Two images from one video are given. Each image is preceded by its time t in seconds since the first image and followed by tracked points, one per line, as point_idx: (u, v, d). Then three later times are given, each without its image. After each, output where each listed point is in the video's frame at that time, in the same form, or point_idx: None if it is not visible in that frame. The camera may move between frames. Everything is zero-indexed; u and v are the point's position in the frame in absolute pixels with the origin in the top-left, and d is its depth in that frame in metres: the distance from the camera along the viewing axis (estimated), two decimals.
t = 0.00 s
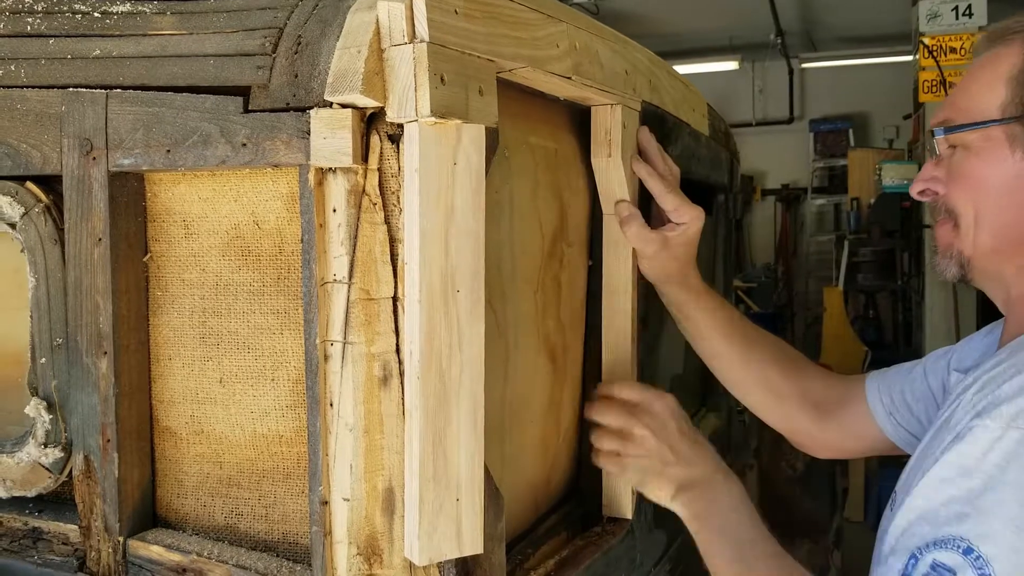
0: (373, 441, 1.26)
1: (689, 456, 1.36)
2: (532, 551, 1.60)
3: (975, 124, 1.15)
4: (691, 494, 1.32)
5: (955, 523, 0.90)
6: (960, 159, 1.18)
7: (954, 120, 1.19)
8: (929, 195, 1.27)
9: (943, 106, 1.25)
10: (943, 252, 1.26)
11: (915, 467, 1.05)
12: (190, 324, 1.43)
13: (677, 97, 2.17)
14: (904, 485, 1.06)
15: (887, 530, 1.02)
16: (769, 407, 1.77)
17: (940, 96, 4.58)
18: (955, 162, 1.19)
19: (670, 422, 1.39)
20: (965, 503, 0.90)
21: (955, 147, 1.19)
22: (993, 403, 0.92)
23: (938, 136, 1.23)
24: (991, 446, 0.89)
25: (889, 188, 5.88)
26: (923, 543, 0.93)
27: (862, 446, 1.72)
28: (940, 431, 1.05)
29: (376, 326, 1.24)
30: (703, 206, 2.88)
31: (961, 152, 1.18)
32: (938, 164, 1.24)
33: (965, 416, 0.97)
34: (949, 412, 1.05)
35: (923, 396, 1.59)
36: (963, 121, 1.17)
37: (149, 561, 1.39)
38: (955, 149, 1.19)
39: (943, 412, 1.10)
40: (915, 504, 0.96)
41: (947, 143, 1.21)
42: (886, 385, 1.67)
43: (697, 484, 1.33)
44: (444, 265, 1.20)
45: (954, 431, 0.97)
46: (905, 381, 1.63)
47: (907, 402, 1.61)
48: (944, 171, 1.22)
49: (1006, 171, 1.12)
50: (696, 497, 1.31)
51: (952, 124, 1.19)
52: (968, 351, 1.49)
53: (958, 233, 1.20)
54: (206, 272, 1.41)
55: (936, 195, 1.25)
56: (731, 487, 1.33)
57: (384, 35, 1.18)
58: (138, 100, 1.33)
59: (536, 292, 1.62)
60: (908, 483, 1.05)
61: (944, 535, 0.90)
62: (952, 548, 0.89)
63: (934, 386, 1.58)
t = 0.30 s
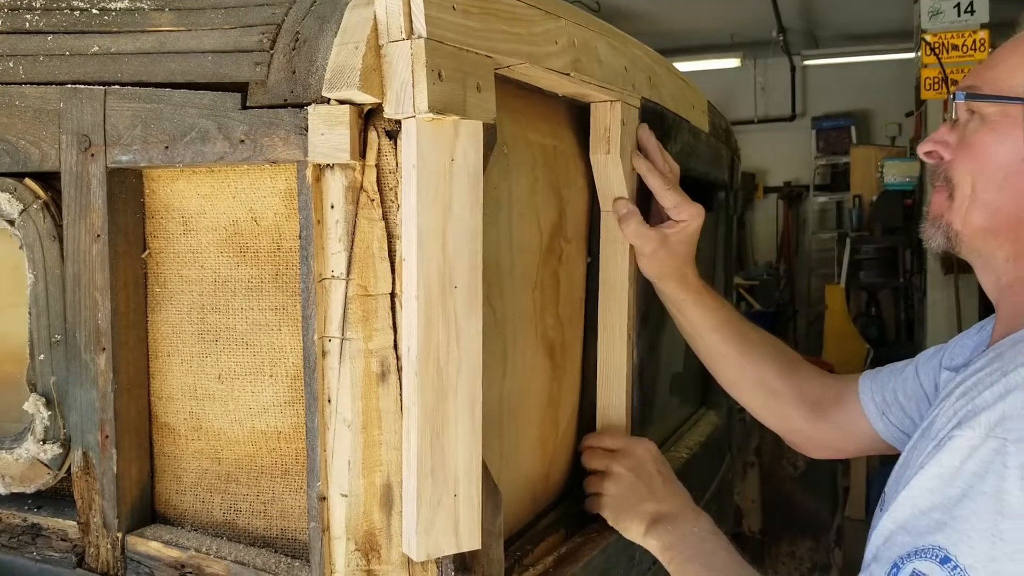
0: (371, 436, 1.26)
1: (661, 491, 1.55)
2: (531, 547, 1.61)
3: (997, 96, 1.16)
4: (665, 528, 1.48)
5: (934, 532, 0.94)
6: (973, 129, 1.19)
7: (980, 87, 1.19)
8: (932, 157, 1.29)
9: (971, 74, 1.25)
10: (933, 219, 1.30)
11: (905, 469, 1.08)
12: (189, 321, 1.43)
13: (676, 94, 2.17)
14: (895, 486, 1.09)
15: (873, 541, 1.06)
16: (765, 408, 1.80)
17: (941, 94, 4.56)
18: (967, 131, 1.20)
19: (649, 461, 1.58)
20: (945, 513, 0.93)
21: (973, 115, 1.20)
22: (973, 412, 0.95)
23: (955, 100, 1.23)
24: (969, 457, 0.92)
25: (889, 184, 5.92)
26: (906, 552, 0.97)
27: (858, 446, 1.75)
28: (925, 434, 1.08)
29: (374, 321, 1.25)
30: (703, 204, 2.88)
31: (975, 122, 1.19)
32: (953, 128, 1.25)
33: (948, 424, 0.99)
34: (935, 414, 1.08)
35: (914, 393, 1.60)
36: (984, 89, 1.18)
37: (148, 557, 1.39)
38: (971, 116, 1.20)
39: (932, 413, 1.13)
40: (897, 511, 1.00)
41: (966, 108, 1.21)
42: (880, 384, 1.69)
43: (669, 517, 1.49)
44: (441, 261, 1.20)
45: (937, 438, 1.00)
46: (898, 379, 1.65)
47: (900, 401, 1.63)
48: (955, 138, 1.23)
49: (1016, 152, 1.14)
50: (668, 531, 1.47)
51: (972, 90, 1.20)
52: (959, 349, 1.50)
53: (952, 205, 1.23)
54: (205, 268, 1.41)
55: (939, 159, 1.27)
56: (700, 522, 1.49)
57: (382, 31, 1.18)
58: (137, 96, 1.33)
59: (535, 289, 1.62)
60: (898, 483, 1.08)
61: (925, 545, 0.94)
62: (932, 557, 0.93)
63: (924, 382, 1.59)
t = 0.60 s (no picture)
0: (371, 437, 1.27)
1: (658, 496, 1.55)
2: (531, 547, 1.62)
3: (986, 98, 1.17)
4: (657, 539, 1.46)
5: (923, 535, 0.94)
6: (962, 131, 1.21)
7: (967, 89, 1.21)
8: (922, 159, 1.30)
9: (960, 75, 1.26)
10: (922, 222, 1.32)
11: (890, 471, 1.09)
12: (189, 322, 1.43)
13: (676, 94, 2.17)
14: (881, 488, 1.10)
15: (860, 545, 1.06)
16: (762, 408, 1.81)
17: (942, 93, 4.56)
18: (956, 133, 1.21)
19: (647, 467, 1.59)
20: (932, 516, 0.94)
21: (962, 116, 1.21)
22: (957, 414, 0.96)
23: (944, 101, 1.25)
24: (954, 459, 0.93)
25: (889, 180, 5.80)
26: (896, 557, 0.97)
27: (853, 446, 1.75)
28: (910, 435, 1.08)
29: (374, 322, 1.25)
30: (703, 203, 2.88)
31: (963, 123, 1.21)
32: (942, 130, 1.26)
33: (931, 426, 1.00)
34: (919, 416, 1.08)
35: (907, 393, 1.60)
36: (973, 91, 1.20)
37: (149, 557, 1.40)
38: (960, 118, 1.21)
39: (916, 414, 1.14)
40: (885, 516, 1.00)
41: (955, 110, 1.22)
42: (874, 384, 1.69)
43: (659, 528, 1.48)
44: (440, 262, 1.20)
45: (921, 440, 1.00)
46: (892, 380, 1.65)
47: (893, 401, 1.63)
48: (944, 139, 1.25)
49: (1003, 154, 1.15)
50: (659, 541, 1.46)
51: (961, 92, 1.21)
52: (952, 349, 1.50)
53: (941, 208, 1.25)
54: (205, 269, 1.42)
55: (928, 160, 1.28)
56: (692, 532, 1.47)
57: (381, 34, 1.18)
58: (137, 98, 1.33)
59: (535, 290, 1.62)
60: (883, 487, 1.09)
61: (914, 549, 0.95)
62: (920, 561, 0.93)
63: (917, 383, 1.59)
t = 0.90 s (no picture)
0: (369, 436, 1.26)
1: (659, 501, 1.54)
2: (531, 548, 1.61)
3: (978, 96, 1.16)
4: (661, 546, 1.45)
5: (923, 541, 0.93)
6: (955, 129, 1.20)
7: (961, 87, 1.20)
8: (917, 158, 1.29)
9: (956, 72, 1.25)
10: (918, 222, 1.31)
11: (888, 473, 1.08)
12: (186, 321, 1.43)
13: (676, 93, 2.16)
14: (879, 491, 1.09)
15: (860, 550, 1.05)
16: (760, 409, 1.80)
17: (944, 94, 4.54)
18: (950, 132, 1.21)
19: (649, 472, 1.59)
20: (932, 522, 0.93)
21: (956, 115, 1.20)
22: (956, 417, 0.94)
23: (938, 100, 1.24)
24: (954, 464, 0.91)
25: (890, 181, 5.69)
26: (897, 564, 0.96)
27: (850, 446, 1.74)
28: (907, 437, 1.07)
29: (372, 321, 1.25)
30: (704, 203, 2.87)
31: (957, 122, 1.20)
32: (937, 128, 1.25)
33: (930, 429, 0.98)
34: (916, 418, 1.07)
35: (902, 395, 1.59)
36: (964, 89, 1.19)
37: (146, 558, 1.39)
38: (954, 116, 1.20)
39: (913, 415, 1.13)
40: (885, 521, 0.99)
41: (948, 108, 1.22)
42: (869, 385, 1.68)
43: (664, 534, 1.47)
44: (439, 260, 1.19)
45: (920, 444, 0.99)
46: (886, 381, 1.64)
47: (888, 402, 1.62)
48: (939, 138, 1.24)
49: (997, 152, 1.14)
50: (665, 548, 1.44)
51: (954, 90, 1.21)
52: (945, 348, 1.49)
53: (936, 208, 1.24)
54: (202, 268, 1.41)
55: (923, 159, 1.28)
56: (696, 539, 1.45)
57: (379, 30, 1.17)
58: (133, 96, 1.33)
59: (534, 289, 1.61)
60: (882, 489, 1.08)
61: (915, 555, 0.94)
62: (921, 567, 0.92)
63: (911, 384, 1.58)
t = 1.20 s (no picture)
0: (365, 435, 1.23)
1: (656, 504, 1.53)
2: (531, 548, 1.58)
3: (982, 89, 1.14)
4: (655, 552, 1.45)
5: (929, 543, 0.90)
6: (959, 123, 1.17)
7: (962, 80, 1.17)
8: (921, 152, 1.26)
9: (956, 64, 1.23)
10: (922, 219, 1.27)
11: (891, 475, 1.05)
12: (179, 318, 1.40)
13: (679, 87, 2.14)
14: (881, 494, 1.06)
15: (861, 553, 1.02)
16: (762, 407, 1.78)
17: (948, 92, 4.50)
18: (954, 126, 1.18)
19: (647, 474, 1.55)
20: (938, 523, 0.90)
21: (958, 108, 1.18)
22: (963, 416, 0.92)
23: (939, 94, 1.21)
24: (961, 464, 0.89)
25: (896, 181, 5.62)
26: (901, 566, 0.92)
27: (853, 443, 1.72)
28: (911, 435, 1.04)
29: (368, 317, 1.22)
30: (707, 200, 2.84)
31: (961, 116, 1.17)
32: (939, 123, 1.22)
33: (935, 428, 0.96)
34: (920, 416, 1.05)
35: (907, 390, 1.58)
36: (967, 82, 1.16)
37: (138, 558, 1.36)
38: (957, 110, 1.17)
39: (917, 413, 1.10)
40: (888, 521, 0.96)
41: (951, 102, 1.18)
42: (872, 380, 1.66)
43: (658, 541, 1.47)
44: (436, 254, 1.17)
45: (925, 443, 0.96)
46: (890, 376, 1.62)
47: (892, 397, 1.61)
48: (942, 132, 1.20)
49: (1001, 145, 1.12)
50: (659, 554, 1.45)
51: (957, 84, 1.18)
52: (949, 342, 1.46)
53: (941, 205, 1.21)
54: (196, 263, 1.39)
55: (927, 154, 1.24)
56: (691, 544, 1.46)
57: (374, 20, 1.15)
58: (125, 88, 1.30)
59: (533, 285, 1.59)
60: (884, 491, 1.05)
61: (920, 557, 0.90)
62: (926, 569, 0.89)
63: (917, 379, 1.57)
